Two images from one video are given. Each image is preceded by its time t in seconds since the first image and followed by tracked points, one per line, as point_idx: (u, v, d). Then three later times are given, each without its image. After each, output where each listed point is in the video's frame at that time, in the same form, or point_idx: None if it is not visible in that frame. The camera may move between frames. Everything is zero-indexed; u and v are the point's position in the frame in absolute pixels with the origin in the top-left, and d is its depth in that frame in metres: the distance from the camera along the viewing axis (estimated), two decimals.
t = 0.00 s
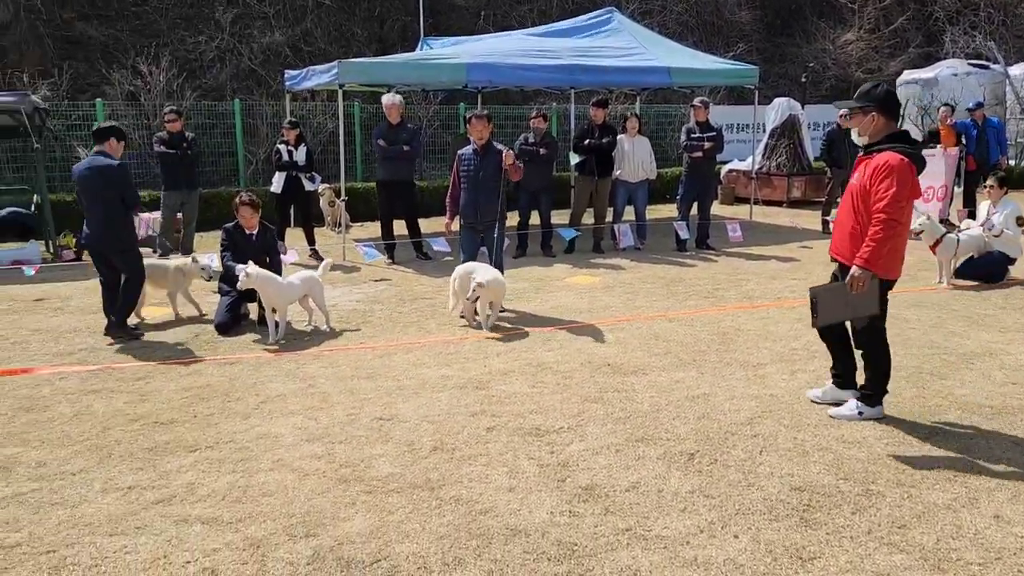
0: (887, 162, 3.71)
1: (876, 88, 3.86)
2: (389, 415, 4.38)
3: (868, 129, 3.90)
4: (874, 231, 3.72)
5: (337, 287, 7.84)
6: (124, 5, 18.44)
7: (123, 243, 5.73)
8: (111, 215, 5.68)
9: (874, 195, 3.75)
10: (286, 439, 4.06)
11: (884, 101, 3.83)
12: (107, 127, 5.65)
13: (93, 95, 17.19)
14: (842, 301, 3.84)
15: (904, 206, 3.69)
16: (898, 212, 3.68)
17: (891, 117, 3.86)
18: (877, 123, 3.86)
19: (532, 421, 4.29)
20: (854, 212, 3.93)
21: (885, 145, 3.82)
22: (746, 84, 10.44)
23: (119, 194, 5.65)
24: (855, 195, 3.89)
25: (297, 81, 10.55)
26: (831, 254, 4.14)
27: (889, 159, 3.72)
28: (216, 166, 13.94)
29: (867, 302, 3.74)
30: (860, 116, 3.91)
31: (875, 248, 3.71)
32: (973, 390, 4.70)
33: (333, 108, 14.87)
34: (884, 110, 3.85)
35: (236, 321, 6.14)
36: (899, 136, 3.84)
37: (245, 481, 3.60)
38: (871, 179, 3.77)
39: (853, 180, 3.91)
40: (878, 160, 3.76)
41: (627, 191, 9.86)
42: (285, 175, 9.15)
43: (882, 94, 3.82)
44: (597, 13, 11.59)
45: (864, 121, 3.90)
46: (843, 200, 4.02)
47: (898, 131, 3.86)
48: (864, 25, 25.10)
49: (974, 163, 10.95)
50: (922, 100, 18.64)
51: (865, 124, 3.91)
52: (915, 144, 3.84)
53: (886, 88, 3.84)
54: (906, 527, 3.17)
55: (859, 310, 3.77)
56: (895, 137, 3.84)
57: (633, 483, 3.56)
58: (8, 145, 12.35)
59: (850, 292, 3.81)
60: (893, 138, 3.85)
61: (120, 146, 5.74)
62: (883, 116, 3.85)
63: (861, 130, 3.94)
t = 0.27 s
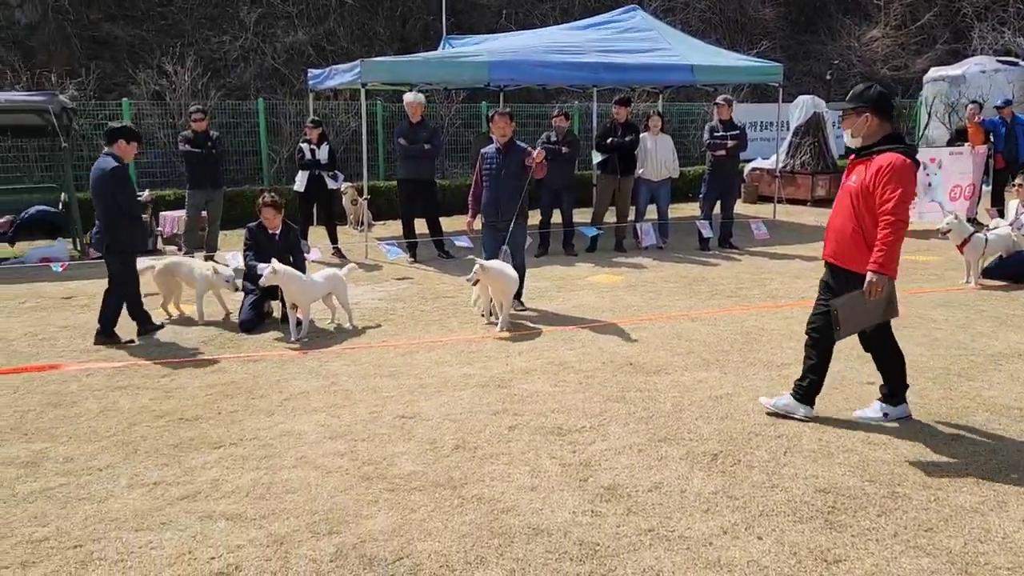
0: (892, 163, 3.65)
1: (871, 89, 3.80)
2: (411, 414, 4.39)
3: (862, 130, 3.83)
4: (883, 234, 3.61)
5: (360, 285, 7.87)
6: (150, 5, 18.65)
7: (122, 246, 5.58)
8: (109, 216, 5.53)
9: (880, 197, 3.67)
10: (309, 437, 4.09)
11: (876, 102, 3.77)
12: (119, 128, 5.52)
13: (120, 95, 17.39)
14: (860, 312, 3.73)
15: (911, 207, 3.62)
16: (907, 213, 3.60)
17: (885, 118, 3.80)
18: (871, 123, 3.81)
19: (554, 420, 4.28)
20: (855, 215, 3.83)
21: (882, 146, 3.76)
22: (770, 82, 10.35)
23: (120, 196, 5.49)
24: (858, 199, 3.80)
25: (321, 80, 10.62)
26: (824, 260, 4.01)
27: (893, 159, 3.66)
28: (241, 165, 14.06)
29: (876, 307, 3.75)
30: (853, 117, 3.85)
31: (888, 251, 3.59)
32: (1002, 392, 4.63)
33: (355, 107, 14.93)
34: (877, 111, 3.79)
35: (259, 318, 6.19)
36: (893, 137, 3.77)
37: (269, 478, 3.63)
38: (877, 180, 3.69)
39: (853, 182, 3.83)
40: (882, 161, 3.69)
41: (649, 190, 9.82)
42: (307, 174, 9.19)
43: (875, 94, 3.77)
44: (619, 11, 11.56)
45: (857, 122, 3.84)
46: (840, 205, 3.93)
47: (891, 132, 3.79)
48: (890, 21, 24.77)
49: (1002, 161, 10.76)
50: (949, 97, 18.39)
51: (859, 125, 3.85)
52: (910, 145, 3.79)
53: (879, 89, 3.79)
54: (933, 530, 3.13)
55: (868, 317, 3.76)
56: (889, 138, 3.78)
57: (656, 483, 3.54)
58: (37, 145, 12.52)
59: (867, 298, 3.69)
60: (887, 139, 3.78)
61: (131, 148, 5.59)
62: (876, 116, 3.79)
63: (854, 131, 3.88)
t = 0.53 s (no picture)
0: (888, 151, 3.57)
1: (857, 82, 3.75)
2: (433, 411, 4.41)
3: (851, 122, 3.77)
4: (887, 223, 3.50)
5: (381, 283, 7.90)
6: (174, 5, 18.82)
7: (126, 247, 5.56)
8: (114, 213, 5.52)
9: (879, 187, 3.57)
10: (332, 433, 4.11)
11: (867, 95, 3.71)
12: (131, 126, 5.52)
13: (145, 94, 17.58)
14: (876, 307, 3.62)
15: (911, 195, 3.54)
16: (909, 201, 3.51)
17: (873, 111, 3.74)
18: (859, 116, 3.74)
19: (575, 418, 4.28)
20: (849, 207, 3.73)
21: (874, 137, 3.69)
22: (793, 78, 10.28)
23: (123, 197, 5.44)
24: (852, 191, 3.70)
25: (342, 79, 10.68)
26: (816, 257, 3.90)
27: (888, 148, 3.59)
28: (264, 163, 14.16)
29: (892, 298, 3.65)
30: (841, 109, 3.79)
31: (894, 240, 3.48)
32: None
33: (378, 105, 14.99)
34: (867, 104, 3.72)
35: (282, 316, 6.24)
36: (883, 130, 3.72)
37: (293, 474, 3.66)
38: (873, 170, 3.60)
39: (845, 175, 3.74)
40: (876, 150, 3.61)
41: (671, 188, 9.77)
42: (329, 171, 9.22)
43: (864, 88, 3.71)
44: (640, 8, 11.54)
45: (846, 115, 3.78)
46: (831, 199, 3.83)
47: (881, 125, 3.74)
48: (916, 17, 24.45)
49: None
50: (976, 94, 17.94)
51: (847, 117, 3.78)
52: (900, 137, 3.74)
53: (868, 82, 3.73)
54: (960, 531, 3.10)
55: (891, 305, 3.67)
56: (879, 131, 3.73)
57: (678, 482, 3.53)
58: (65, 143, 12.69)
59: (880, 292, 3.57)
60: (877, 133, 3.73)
61: (144, 147, 5.58)
62: (865, 109, 3.73)
63: (842, 124, 3.81)
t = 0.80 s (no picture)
0: (877, 145, 3.52)
1: (849, 77, 3.68)
2: (452, 407, 4.42)
3: (844, 118, 3.71)
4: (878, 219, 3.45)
5: (401, 280, 7.93)
6: (197, 4, 18.98)
7: (128, 246, 5.63)
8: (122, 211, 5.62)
9: (870, 181, 3.51)
10: (353, 429, 4.14)
11: (860, 90, 3.64)
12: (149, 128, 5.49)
13: (168, 92, 17.75)
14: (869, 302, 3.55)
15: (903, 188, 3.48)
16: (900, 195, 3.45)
17: (866, 105, 3.67)
18: (852, 111, 3.68)
19: (594, 416, 4.28)
20: (844, 204, 3.68)
21: (865, 132, 3.63)
22: (815, 74, 10.22)
23: (127, 198, 5.51)
24: (845, 187, 3.65)
25: (362, 76, 10.72)
26: (816, 255, 3.86)
27: (878, 141, 3.53)
28: (284, 161, 14.24)
29: (888, 292, 3.59)
30: (834, 105, 3.72)
31: (885, 234, 3.42)
32: None
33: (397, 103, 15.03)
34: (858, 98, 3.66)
35: (302, 313, 6.27)
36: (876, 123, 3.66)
37: (314, 469, 3.68)
38: (864, 165, 3.55)
39: (838, 171, 3.69)
40: (866, 144, 3.56)
41: (691, 185, 9.74)
42: (349, 169, 9.26)
43: (858, 82, 3.63)
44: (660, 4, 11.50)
45: (838, 111, 3.72)
46: (826, 196, 3.78)
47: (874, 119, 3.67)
48: (940, 12, 24.16)
49: None
50: (1001, 90, 17.67)
51: (839, 112, 3.72)
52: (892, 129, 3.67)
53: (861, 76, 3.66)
54: (984, 532, 3.07)
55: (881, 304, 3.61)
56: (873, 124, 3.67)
57: (698, 479, 3.53)
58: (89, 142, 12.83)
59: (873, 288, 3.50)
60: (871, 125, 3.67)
61: (159, 150, 5.53)
62: (858, 104, 3.66)
63: (835, 119, 3.75)
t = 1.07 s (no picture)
0: (850, 150, 3.44)
1: (847, 78, 3.59)
2: (467, 404, 4.43)
3: (840, 119, 3.65)
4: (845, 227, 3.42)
5: (416, 276, 7.95)
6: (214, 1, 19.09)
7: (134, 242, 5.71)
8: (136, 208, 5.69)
9: (840, 188, 3.46)
10: (368, 425, 4.16)
11: (855, 91, 3.56)
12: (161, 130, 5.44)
13: (185, 90, 17.86)
14: (839, 308, 3.49)
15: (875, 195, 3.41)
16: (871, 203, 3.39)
17: (862, 106, 3.58)
18: (847, 113, 3.61)
19: (609, 413, 4.27)
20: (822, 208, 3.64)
21: (850, 133, 3.53)
22: (832, 70, 10.16)
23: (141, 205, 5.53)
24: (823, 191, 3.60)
25: (378, 73, 10.75)
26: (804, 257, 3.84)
27: (852, 146, 3.45)
28: (301, 158, 14.30)
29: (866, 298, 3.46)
30: (831, 106, 3.66)
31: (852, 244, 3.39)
32: None
33: (413, 100, 15.06)
34: (852, 99, 3.58)
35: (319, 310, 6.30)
36: (871, 125, 3.57)
37: (329, 465, 3.71)
38: (837, 170, 3.49)
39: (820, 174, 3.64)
40: (842, 149, 3.49)
41: (707, 182, 9.70)
42: (365, 166, 9.26)
43: (853, 83, 3.56)
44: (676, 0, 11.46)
45: (835, 113, 3.66)
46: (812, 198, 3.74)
47: (870, 120, 3.58)
48: (960, 7, 23.92)
49: None
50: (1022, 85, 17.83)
51: (835, 114, 3.66)
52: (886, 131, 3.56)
53: (857, 77, 3.58)
54: (1003, 532, 3.04)
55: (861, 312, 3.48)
56: (868, 125, 3.57)
57: (713, 477, 3.52)
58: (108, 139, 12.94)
59: (841, 296, 3.49)
60: (865, 125, 3.58)
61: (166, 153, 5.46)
62: (852, 105, 3.58)
63: (832, 121, 3.68)
